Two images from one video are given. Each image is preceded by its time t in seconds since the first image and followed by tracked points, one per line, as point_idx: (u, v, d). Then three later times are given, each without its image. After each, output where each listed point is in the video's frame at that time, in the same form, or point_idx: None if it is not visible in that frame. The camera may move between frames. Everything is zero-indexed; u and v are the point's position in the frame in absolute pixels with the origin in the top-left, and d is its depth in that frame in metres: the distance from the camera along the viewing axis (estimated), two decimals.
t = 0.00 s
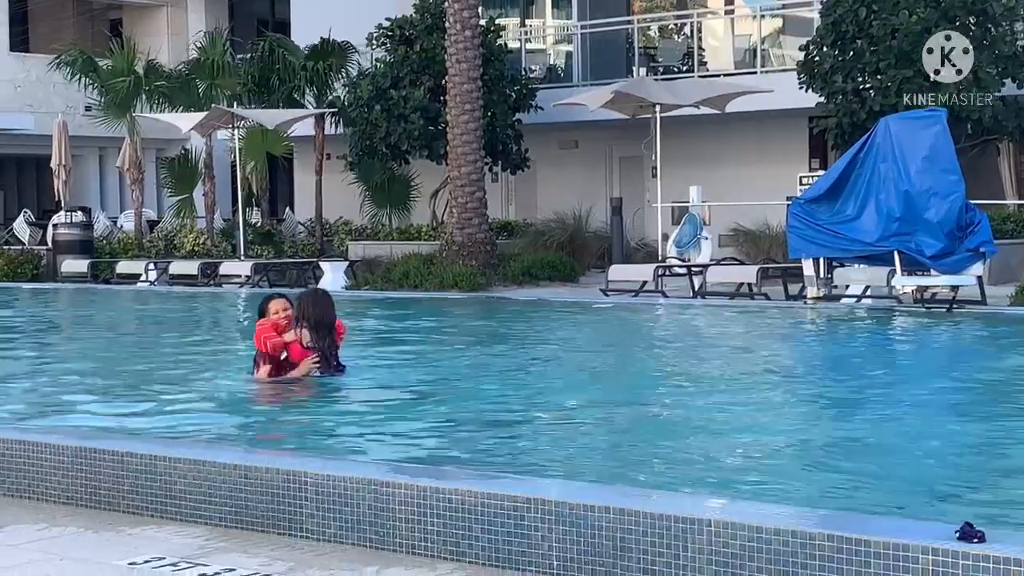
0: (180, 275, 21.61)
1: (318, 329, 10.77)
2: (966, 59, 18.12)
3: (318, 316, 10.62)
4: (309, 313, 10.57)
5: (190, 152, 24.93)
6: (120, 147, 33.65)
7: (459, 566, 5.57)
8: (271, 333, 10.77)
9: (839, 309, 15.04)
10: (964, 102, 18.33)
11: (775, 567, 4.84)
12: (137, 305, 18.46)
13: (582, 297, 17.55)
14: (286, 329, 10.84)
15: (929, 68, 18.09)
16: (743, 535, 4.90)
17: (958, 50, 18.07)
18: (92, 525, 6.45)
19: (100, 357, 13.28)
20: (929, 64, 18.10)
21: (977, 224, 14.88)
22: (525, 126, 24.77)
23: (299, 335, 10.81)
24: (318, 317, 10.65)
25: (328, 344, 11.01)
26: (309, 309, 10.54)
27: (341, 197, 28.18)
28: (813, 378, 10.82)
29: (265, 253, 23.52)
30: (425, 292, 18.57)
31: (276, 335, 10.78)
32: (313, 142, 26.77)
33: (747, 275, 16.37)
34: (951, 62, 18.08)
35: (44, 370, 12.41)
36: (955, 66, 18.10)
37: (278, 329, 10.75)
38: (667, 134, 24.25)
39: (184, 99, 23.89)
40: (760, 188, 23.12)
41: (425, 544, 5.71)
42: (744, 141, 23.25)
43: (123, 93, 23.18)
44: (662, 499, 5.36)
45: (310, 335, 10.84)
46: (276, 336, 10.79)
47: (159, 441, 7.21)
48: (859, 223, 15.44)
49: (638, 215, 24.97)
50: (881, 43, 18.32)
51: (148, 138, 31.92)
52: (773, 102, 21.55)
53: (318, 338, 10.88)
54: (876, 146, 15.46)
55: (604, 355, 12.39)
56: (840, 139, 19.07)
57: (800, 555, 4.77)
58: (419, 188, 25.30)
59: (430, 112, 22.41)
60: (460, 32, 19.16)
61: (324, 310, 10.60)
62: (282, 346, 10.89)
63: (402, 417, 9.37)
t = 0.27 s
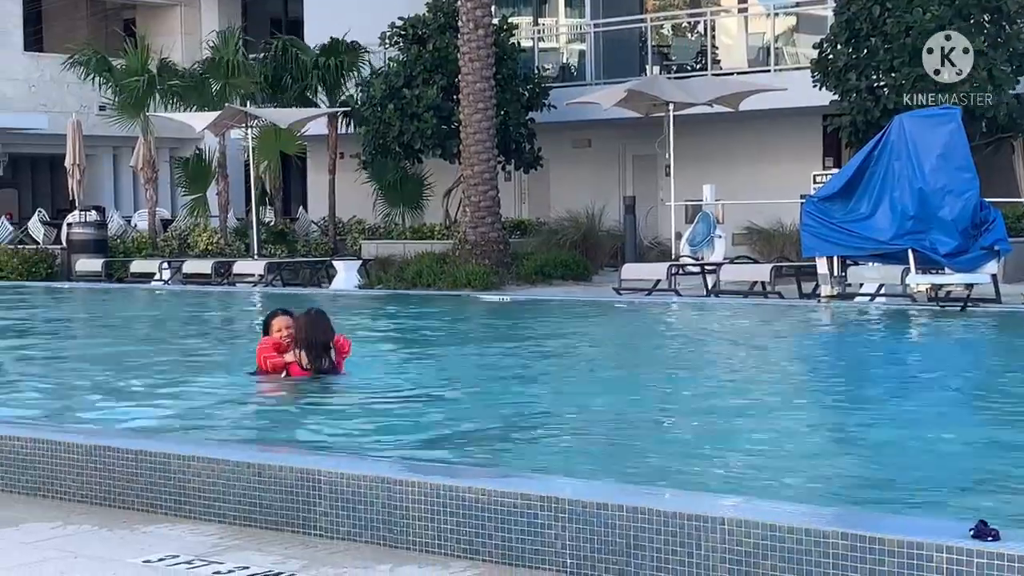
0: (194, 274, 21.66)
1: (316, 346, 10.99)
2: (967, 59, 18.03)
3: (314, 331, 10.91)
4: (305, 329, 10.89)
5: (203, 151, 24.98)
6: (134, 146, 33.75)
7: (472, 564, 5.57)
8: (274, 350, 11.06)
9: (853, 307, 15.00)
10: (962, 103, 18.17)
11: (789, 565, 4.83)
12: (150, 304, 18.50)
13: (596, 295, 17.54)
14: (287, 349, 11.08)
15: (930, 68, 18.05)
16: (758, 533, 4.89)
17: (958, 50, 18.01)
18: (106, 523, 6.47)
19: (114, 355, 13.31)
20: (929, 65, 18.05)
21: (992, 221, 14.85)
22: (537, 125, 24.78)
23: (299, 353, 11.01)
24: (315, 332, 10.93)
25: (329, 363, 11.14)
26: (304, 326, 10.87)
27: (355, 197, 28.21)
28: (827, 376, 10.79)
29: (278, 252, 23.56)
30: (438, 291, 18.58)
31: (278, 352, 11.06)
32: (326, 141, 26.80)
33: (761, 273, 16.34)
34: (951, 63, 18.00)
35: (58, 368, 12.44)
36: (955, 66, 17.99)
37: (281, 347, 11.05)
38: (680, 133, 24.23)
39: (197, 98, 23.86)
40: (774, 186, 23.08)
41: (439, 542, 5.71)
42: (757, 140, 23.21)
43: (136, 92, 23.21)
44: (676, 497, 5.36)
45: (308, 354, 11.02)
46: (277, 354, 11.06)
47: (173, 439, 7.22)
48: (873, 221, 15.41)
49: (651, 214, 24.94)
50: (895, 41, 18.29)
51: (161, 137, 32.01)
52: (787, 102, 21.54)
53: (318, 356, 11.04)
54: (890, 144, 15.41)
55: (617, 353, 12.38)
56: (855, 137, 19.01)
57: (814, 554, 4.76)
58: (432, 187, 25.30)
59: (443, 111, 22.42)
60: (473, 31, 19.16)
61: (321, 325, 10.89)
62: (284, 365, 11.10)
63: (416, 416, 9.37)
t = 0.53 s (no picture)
0: (212, 273, 21.73)
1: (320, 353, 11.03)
2: (966, 59, 18.02)
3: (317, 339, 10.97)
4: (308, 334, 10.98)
5: (221, 151, 25.06)
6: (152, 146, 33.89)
7: (490, 563, 5.59)
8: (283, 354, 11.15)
9: (871, 307, 14.97)
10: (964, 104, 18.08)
11: (806, 565, 4.83)
12: (169, 304, 18.58)
13: (613, 295, 17.53)
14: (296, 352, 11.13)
15: (930, 69, 18.02)
16: (776, 534, 4.89)
17: (958, 50, 18.00)
18: (126, 521, 6.51)
19: (133, 355, 13.38)
20: (929, 65, 18.06)
21: (1010, 221, 14.82)
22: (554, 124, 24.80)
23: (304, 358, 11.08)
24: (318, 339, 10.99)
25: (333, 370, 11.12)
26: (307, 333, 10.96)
27: (372, 196, 28.25)
28: (844, 376, 10.77)
29: (295, 252, 23.61)
30: (455, 290, 18.61)
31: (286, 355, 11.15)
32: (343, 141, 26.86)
33: (779, 273, 16.32)
34: (951, 62, 17.97)
35: (77, 368, 12.50)
36: (955, 66, 17.99)
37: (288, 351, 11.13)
38: (697, 132, 24.21)
39: (214, 98, 23.92)
40: (791, 185, 23.04)
41: (456, 541, 5.73)
42: (774, 139, 23.17)
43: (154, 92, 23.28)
44: (693, 497, 5.36)
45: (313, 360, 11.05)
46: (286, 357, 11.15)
47: (191, 438, 7.26)
48: (891, 220, 15.36)
49: (669, 213, 24.92)
50: (913, 41, 18.21)
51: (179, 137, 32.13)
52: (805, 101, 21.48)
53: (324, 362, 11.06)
54: (908, 143, 15.35)
55: (635, 354, 12.37)
56: (873, 137, 18.94)
57: (832, 553, 4.76)
58: (449, 186, 25.31)
59: (461, 111, 22.43)
60: (490, 30, 19.18)
61: (325, 332, 10.96)
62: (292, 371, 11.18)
63: (434, 414, 9.39)
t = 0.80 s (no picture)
0: (232, 273, 21.80)
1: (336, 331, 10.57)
2: (967, 59, 18.03)
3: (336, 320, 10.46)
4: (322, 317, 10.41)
5: (242, 152, 25.14)
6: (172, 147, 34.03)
7: (509, 564, 5.59)
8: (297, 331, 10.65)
9: (891, 308, 14.92)
10: (963, 104, 18.14)
11: (826, 567, 4.81)
12: (188, 304, 18.63)
13: (632, 296, 17.51)
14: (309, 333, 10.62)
15: (930, 68, 18.12)
16: (796, 535, 4.87)
17: (958, 50, 18.02)
18: (147, 521, 6.53)
19: (154, 355, 13.42)
20: (929, 65, 18.12)
21: None
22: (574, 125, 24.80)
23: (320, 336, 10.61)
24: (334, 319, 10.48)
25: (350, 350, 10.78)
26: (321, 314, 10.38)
27: (391, 197, 28.31)
28: (864, 378, 10.74)
29: (315, 252, 23.67)
30: (474, 291, 18.63)
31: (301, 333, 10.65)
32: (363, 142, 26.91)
33: (799, 274, 16.27)
34: (951, 63, 18.04)
35: (98, 368, 12.54)
36: (955, 66, 18.03)
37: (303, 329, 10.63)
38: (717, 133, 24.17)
39: (235, 99, 24.00)
40: (811, 186, 22.98)
41: (476, 541, 5.74)
42: (794, 139, 23.12)
43: (174, 93, 23.36)
44: (713, 498, 5.35)
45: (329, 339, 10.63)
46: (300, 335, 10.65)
47: (211, 438, 7.28)
48: (911, 221, 15.32)
49: (688, 214, 24.89)
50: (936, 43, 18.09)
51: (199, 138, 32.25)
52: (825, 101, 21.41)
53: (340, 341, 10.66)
54: (929, 144, 15.29)
55: (655, 355, 12.35)
56: (893, 139, 18.87)
57: (853, 555, 4.75)
58: (468, 187, 25.33)
59: (480, 112, 22.44)
60: (509, 31, 19.18)
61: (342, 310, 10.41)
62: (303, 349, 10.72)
63: (453, 415, 9.39)
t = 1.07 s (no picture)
0: (252, 269, 21.85)
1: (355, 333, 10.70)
2: (967, 59, 18.04)
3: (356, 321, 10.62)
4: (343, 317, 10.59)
5: (262, 148, 25.19)
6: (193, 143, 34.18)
7: (529, 559, 5.59)
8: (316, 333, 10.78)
9: (912, 305, 14.85)
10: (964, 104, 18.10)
11: (847, 565, 4.79)
12: (209, 300, 18.69)
13: (652, 292, 17.49)
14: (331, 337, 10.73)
15: (930, 68, 18.19)
16: (817, 531, 4.86)
17: (958, 50, 18.06)
18: (167, 515, 6.56)
19: (174, 350, 13.47)
20: (929, 65, 18.23)
21: None
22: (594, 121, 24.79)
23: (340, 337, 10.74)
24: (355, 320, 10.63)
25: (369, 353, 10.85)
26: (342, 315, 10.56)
27: (411, 192, 28.33)
28: (885, 375, 10.71)
29: (335, 248, 23.68)
30: (494, 287, 18.63)
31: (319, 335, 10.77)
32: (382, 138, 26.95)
33: (819, 271, 16.23)
34: (951, 63, 18.07)
35: (120, 363, 12.59)
36: (955, 66, 18.05)
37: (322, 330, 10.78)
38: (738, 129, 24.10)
39: (255, 95, 24.04)
40: (832, 183, 22.91)
41: (495, 537, 5.74)
42: (815, 137, 23.04)
43: (195, 89, 23.40)
44: (733, 494, 5.34)
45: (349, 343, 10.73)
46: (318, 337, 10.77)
47: (232, 433, 7.31)
48: (933, 218, 15.26)
49: (708, 211, 24.84)
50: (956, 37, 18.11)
51: (220, 134, 32.37)
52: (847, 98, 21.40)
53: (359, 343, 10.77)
54: (951, 140, 15.17)
55: (674, 351, 12.32)
56: (914, 135, 18.72)
57: (873, 552, 4.73)
58: (488, 183, 25.32)
59: (500, 108, 22.43)
60: (531, 27, 19.15)
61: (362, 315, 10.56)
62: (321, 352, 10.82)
63: (473, 411, 9.40)
